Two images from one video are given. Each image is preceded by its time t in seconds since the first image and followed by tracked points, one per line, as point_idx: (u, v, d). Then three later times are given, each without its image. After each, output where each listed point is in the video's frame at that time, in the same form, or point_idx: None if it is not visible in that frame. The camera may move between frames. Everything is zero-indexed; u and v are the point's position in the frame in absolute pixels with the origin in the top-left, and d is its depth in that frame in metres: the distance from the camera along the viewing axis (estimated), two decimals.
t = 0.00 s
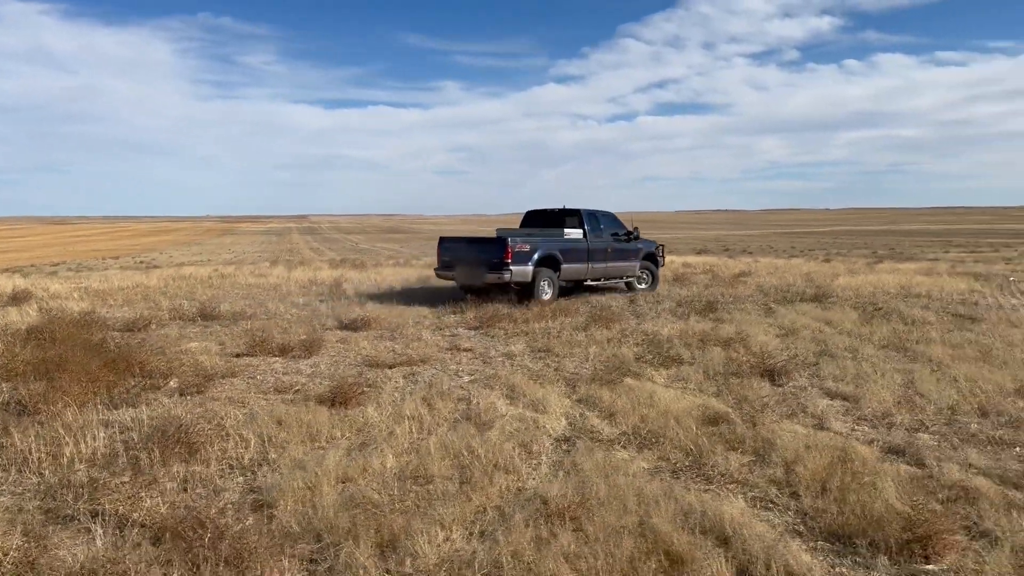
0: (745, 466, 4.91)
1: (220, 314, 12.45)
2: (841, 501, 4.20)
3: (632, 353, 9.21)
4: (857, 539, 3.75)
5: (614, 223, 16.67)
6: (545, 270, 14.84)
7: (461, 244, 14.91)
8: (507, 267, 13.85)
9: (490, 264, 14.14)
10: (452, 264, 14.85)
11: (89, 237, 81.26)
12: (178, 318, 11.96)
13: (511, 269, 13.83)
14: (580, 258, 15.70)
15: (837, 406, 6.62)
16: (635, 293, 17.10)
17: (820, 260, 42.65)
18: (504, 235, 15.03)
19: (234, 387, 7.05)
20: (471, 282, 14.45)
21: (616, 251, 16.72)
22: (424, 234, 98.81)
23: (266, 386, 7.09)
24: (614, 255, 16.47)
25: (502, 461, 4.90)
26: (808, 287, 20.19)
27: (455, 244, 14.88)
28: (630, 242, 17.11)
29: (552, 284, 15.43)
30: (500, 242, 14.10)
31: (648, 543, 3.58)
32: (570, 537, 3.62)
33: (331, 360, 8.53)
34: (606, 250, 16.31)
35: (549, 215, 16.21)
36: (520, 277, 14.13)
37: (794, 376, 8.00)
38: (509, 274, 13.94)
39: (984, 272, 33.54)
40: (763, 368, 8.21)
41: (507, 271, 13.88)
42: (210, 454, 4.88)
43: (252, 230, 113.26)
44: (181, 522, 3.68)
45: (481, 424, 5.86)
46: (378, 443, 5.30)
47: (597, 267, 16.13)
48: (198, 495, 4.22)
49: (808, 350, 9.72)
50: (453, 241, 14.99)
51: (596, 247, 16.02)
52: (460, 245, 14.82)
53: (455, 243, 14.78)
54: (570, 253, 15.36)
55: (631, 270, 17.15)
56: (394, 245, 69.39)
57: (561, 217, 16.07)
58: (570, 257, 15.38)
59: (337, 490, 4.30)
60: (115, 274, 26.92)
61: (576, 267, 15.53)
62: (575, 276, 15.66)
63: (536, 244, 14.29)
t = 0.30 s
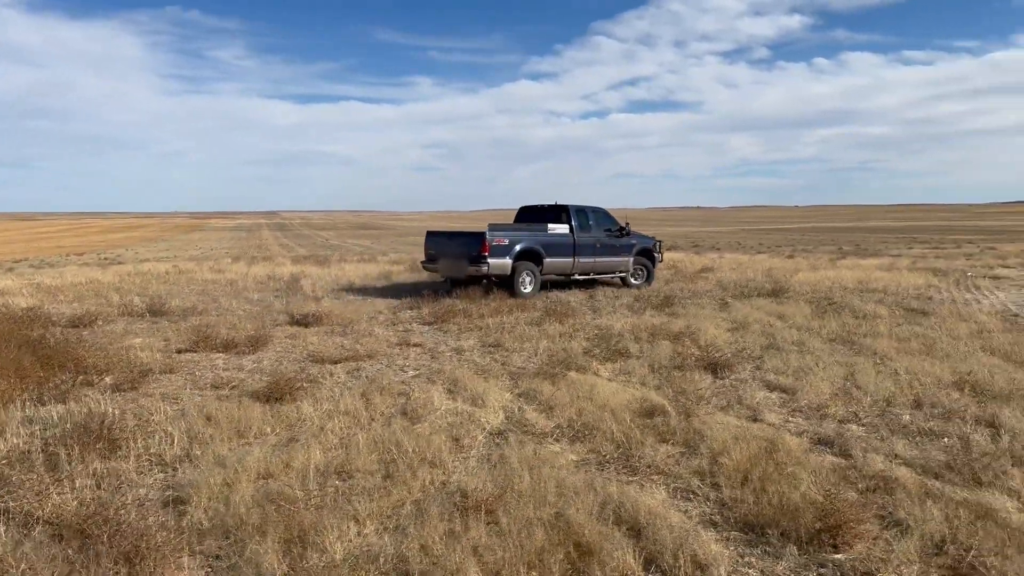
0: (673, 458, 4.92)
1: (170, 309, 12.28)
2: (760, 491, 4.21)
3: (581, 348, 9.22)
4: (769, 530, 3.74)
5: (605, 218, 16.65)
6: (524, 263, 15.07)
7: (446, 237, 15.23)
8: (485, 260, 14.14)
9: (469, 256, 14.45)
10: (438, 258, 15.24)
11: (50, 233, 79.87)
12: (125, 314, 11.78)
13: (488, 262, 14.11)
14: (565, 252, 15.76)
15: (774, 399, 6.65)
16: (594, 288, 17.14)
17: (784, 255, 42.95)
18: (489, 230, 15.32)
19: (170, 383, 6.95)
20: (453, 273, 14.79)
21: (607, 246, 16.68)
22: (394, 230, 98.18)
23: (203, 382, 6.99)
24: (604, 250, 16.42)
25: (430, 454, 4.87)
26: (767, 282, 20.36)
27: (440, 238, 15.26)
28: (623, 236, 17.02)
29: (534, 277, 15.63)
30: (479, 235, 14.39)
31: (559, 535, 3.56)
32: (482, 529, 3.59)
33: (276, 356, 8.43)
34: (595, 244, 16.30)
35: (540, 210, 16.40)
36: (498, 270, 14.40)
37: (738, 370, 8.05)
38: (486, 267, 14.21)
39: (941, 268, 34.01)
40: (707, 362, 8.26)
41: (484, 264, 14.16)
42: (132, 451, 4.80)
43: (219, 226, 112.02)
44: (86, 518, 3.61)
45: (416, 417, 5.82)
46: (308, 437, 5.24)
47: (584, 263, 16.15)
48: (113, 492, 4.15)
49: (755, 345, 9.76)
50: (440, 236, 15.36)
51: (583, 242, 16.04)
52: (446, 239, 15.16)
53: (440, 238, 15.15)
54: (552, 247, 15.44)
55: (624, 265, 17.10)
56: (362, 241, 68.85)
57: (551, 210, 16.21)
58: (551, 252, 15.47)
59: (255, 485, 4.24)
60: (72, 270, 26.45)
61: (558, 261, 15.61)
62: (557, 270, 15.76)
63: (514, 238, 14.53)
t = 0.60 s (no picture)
0: (600, 456, 4.96)
1: (118, 309, 12.12)
2: (678, 488, 4.26)
3: (528, 346, 9.25)
4: (679, 525, 3.79)
5: (597, 218, 16.65)
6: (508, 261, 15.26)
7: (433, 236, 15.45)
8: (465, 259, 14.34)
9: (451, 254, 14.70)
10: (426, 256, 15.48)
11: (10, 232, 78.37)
12: (71, 314, 11.61)
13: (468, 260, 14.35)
14: (551, 252, 15.85)
15: (710, 396, 6.73)
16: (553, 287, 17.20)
17: (745, 254, 43.20)
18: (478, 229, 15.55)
19: (104, 384, 6.86)
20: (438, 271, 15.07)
21: (598, 245, 16.69)
22: (363, 228, 97.60)
23: (139, 384, 6.92)
24: (595, 250, 16.41)
25: (357, 451, 4.85)
26: (725, 280, 20.57)
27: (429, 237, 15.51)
28: (616, 236, 17.00)
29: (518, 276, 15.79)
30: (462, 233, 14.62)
31: (469, 531, 3.57)
32: (393, 527, 3.60)
33: (219, 356, 8.35)
34: (585, 244, 16.32)
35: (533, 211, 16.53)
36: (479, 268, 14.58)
37: (680, 368, 8.13)
38: (466, 266, 14.41)
39: (901, 265, 34.43)
40: (650, 360, 8.33)
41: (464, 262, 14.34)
42: (53, 454, 4.76)
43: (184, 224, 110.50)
44: None
45: (350, 416, 5.80)
46: (237, 437, 5.21)
47: (572, 263, 16.19)
48: (26, 495, 4.10)
49: (703, 344, 9.82)
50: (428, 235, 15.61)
51: (572, 242, 16.08)
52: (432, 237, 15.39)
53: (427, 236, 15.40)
54: (537, 246, 15.56)
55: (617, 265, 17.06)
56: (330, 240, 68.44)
57: (541, 209, 16.32)
58: (537, 251, 15.59)
59: (172, 487, 4.22)
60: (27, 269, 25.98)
61: (544, 260, 15.71)
62: (543, 269, 15.86)
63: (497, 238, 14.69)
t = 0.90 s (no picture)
0: (539, 450, 5.06)
1: (75, 309, 12.05)
2: (607, 480, 4.37)
3: (485, 343, 9.36)
4: (603, 515, 3.90)
5: (595, 218, 16.76)
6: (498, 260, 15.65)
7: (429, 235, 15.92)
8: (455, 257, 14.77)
9: (442, 252, 15.20)
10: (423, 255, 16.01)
11: None
12: (26, 314, 11.51)
13: (458, 258, 14.86)
14: (543, 250, 16.11)
15: (655, 393, 6.87)
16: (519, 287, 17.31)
17: (712, 254, 43.53)
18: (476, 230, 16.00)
19: (50, 384, 6.85)
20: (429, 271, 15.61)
21: (595, 245, 16.79)
22: (336, 228, 97.05)
23: (88, 383, 6.93)
24: (591, 249, 16.51)
25: (298, 446, 4.92)
26: (689, 279, 20.81)
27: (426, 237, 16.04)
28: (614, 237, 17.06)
29: (510, 275, 16.09)
30: (452, 231, 15.13)
31: (397, 521, 3.64)
32: (323, 518, 3.66)
33: (172, 356, 8.35)
34: (580, 243, 16.46)
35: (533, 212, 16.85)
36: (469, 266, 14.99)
37: (630, 364, 8.28)
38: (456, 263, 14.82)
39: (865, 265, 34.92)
40: (602, 357, 8.47)
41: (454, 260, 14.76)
42: None
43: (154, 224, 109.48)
44: None
45: (296, 411, 5.86)
46: (180, 433, 5.25)
47: (568, 262, 16.37)
48: None
49: (658, 342, 9.96)
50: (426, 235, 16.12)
51: (567, 241, 16.27)
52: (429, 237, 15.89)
53: (424, 235, 15.91)
54: (528, 244, 15.86)
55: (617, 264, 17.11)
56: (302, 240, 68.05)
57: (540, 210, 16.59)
58: (527, 249, 15.89)
59: (107, 483, 4.27)
60: None
61: (535, 258, 15.98)
62: (535, 267, 16.11)
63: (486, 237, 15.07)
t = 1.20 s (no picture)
0: (484, 450, 5.14)
1: (34, 313, 11.95)
2: (544, 478, 4.45)
3: (445, 345, 9.43)
4: (535, 513, 3.98)
5: (596, 222, 16.85)
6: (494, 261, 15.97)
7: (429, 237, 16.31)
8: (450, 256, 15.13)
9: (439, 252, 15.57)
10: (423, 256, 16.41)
11: None
12: None
13: (454, 258, 15.30)
14: (543, 252, 16.32)
15: (607, 394, 6.99)
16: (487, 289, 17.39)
17: (684, 255, 43.82)
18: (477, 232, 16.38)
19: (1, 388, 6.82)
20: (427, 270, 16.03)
21: (596, 248, 16.91)
22: (312, 230, 96.65)
23: (40, 388, 6.92)
24: (591, 253, 16.60)
25: (242, 447, 4.96)
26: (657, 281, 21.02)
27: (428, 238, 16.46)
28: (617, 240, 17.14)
29: (508, 276, 16.37)
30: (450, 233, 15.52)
31: (331, 519, 3.70)
32: (257, 518, 3.71)
33: (129, 360, 8.34)
34: (580, 246, 16.58)
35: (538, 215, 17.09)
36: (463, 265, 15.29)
37: (586, 366, 8.40)
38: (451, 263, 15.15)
39: (834, 266, 35.31)
40: (559, 359, 8.58)
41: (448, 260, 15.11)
42: None
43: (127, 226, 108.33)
44: None
45: (246, 413, 5.89)
46: (127, 437, 5.27)
47: (567, 265, 16.49)
48: None
49: (618, 343, 10.10)
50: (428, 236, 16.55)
51: (567, 244, 16.40)
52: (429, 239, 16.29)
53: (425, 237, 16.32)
54: (526, 246, 16.11)
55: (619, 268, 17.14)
56: (277, 242, 67.67)
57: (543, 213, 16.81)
58: (525, 251, 16.14)
59: (47, 486, 4.29)
60: None
61: (532, 260, 16.22)
62: (534, 269, 16.34)
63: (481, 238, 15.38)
